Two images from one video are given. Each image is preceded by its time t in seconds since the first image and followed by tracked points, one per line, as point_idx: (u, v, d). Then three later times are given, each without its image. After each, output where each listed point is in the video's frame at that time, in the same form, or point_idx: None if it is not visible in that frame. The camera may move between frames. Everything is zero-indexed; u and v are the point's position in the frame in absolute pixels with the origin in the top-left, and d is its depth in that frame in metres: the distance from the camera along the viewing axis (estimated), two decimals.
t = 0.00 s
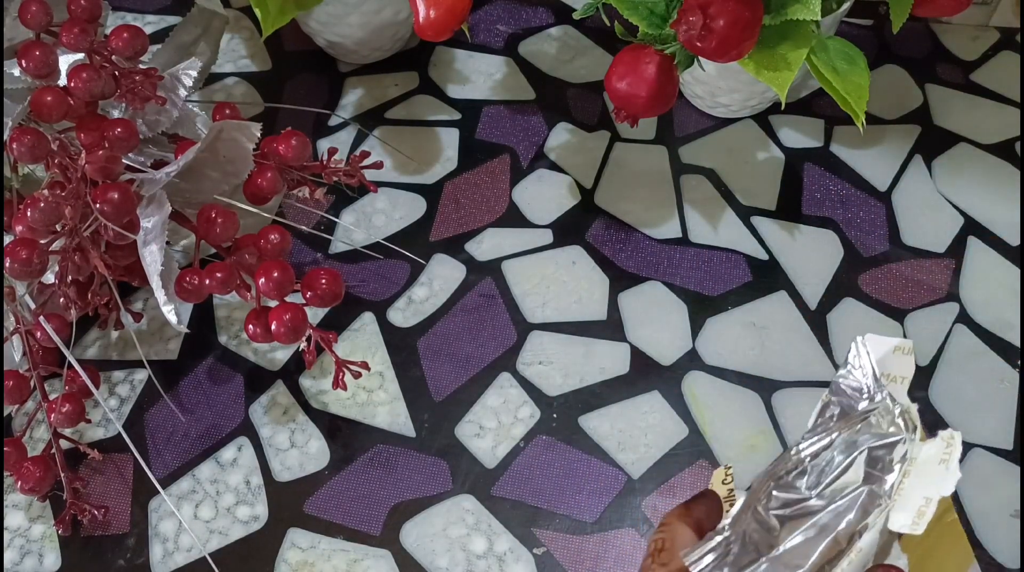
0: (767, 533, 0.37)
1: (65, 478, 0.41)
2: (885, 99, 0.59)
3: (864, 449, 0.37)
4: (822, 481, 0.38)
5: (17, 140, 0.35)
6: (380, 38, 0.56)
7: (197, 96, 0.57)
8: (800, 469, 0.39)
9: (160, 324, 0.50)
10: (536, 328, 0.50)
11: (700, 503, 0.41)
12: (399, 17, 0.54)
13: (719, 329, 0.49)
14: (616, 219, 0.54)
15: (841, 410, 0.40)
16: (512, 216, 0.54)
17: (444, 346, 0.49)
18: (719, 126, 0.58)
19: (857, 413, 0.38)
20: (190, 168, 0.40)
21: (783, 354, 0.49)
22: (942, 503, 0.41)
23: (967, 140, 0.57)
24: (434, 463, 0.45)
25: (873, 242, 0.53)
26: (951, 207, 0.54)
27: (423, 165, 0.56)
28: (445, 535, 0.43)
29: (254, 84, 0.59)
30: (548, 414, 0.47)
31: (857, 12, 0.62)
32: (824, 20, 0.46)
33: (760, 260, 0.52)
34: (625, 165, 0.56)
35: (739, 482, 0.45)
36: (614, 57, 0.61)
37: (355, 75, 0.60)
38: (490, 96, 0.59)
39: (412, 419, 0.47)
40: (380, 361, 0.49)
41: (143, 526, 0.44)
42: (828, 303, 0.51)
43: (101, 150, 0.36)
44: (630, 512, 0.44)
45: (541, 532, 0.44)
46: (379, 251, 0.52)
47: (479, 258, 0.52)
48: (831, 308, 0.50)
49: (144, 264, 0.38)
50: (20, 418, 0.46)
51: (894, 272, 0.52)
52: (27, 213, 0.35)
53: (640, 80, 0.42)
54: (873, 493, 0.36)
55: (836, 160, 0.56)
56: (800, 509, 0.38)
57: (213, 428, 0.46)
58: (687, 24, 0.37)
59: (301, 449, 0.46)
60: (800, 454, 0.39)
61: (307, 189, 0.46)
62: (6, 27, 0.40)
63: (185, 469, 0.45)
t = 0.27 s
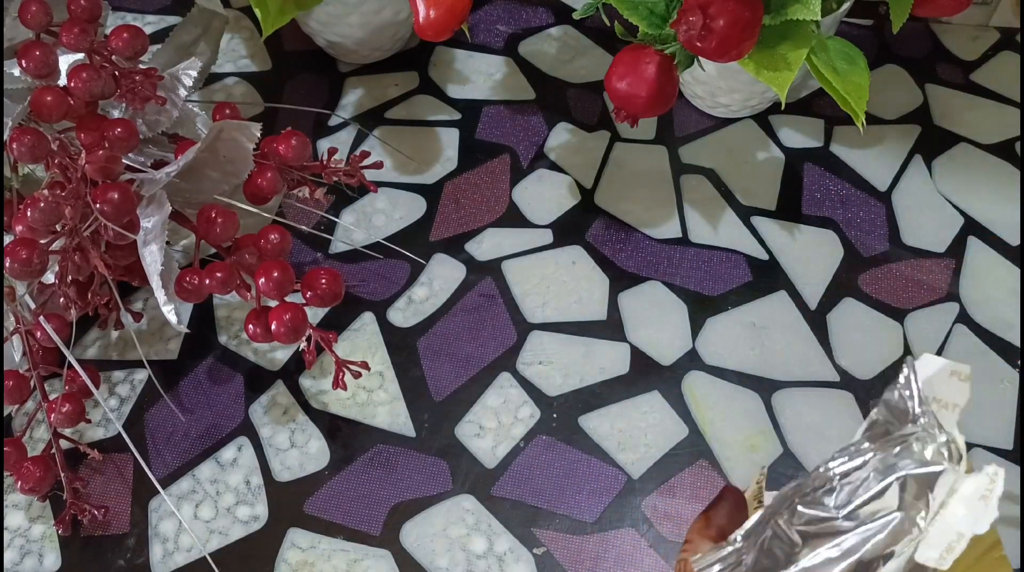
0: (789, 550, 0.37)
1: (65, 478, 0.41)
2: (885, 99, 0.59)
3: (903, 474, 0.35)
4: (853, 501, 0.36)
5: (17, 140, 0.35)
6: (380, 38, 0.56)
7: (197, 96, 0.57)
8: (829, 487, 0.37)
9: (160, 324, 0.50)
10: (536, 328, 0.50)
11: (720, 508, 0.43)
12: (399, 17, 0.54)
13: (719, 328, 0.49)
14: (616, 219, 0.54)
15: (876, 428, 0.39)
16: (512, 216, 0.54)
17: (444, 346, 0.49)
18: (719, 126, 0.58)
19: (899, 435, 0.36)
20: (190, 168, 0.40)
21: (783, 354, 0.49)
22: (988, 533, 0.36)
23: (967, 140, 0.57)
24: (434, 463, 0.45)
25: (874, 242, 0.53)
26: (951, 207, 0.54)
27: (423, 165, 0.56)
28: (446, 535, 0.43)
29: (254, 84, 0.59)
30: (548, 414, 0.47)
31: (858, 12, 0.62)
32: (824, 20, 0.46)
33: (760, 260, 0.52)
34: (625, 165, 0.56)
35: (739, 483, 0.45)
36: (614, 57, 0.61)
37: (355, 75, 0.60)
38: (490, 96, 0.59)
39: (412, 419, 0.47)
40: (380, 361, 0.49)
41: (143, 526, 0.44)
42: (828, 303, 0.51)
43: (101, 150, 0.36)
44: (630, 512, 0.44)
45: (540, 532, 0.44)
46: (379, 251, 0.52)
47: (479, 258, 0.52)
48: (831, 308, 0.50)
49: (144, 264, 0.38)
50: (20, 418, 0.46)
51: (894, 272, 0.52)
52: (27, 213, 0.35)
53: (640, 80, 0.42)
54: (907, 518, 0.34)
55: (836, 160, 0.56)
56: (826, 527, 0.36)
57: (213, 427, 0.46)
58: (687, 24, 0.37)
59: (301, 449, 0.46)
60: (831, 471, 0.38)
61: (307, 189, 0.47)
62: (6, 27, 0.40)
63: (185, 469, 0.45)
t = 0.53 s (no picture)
0: None
1: (65, 478, 0.41)
2: (885, 99, 0.59)
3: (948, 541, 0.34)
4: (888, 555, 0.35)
5: (17, 140, 0.35)
6: (380, 38, 0.56)
7: (197, 96, 0.57)
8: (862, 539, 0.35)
9: (160, 324, 0.50)
10: (536, 328, 0.50)
11: (835, 503, 0.42)
12: (399, 17, 0.54)
13: (719, 328, 0.49)
14: (616, 219, 0.54)
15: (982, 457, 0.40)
16: (512, 216, 0.54)
17: (444, 346, 0.49)
18: (719, 126, 0.58)
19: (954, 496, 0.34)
20: (190, 168, 0.40)
21: (783, 355, 0.49)
22: None
23: (967, 140, 0.57)
24: (434, 463, 0.45)
25: (874, 242, 0.53)
26: (951, 207, 0.54)
27: (423, 165, 0.56)
28: (445, 535, 0.43)
29: (254, 84, 0.59)
30: (548, 414, 0.47)
31: (858, 12, 0.62)
32: (824, 20, 0.46)
33: (760, 260, 0.52)
34: (625, 165, 0.56)
35: (739, 483, 0.45)
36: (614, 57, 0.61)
37: (355, 75, 0.60)
38: (490, 96, 0.59)
39: (412, 419, 0.47)
40: (380, 361, 0.49)
41: (143, 525, 0.44)
42: (828, 303, 0.51)
43: (101, 150, 0.36)
44: (629, 512, 0.44)
45: (540, 532, 0.44)
46: (379, 251, 0.52)
47: (479, 258, 0.52)
48: (831, 308, 0.50)
49: (144, 264, 0.38)
50: (20, 418, 0.46)
51: (894, 272, 0.52)
52: (27, 213, 0.35)
53: (640, 80, 0.42)
54: None
55: (836, 159, 0.56)
56: None
57: (213, 427, 0.46)
58: (687, 24, 0.37)
59: (301, 449, 0.46)
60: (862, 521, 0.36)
61: (307, 189, 0.47)
62: (6, 27, 0.40)
63: (186, 469, 0.45)
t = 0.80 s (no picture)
0: None
1: (65, 478, 0.41)
2: (885, 99, 0.59)
3: None
4: None
5: (17, 140, 0.35)
6: (380, 38, 0.56)
7: (197, 96, 0.57)
8: None
9: (160, 324, 0.50)
10: (536, 327, 0.50)
11: (836, 505, 0.40)
12: (399, 17, 0.54)
13: (719, 328, 0.49)
14: (616, 219, 0.54)
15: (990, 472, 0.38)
16: (512, 216, 0.54)
17: (444, 346, 0.49)
18: (719, 126, 0.58)
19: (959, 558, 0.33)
20: (190, 168, 0.40)
21: (783, 355, 0.49)
22: None
23: (967, 140, 0.57)
24: (434, 463, 0.45)
25: (874, 242, 0.53)
26: (951, 207, 0.54)
27: (423, 165, 0.56)
28: (446, 535, 0.43)
29: (254, 84, 0.59)
30: (548, 414, 0.47)
31: (858, 12, 0.62)
32: (824, 20, 0.46)
33: (760, 260, 0.52)
34: (625, 165, 0.56)
35: (739, 483, 0.45)
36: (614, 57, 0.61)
37: (355, 75, 0.60)
38: (490, 96, 0.59)
39: (412, 419, 0.47)
40: (380, 361, 0.49)
41: (143, 525, 0.44)
42: (828, 303, 0.51)
43: (101, 150, 0.36)
44: (630, 512, 0.44)
45: (540, 532, 0.44)
46: (379, 251, 0.52)
47: (479, 258, 0.52)
48: (831, 308, 0.50)
49: (144, 264, 0.38)
50: (20, 418, 0.46)
51: (894, 272, 0.52)
52: (27, 213, 0.35)
53: (640, 80, 0.42)
54: None
55: (836, 159, 0.56)
56: None
57: (213, 428, 0.46)
58: (687, 24, 0.37)
59: (301, 449, 0.46)
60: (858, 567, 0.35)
61: (307, 189, 0.47)
62: (6, 27, 0.40)
63: (185, 469, 0.45)
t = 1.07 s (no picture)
0: None
1: (65, 478, 0.41)
2: (885, 99, 0.59)
3: None
4: None
5: (17, 140, 0.35)
6: (380, 38, 0.56)
7: (197, 96, 0.57)
8: None
9: (160, 324, 0.50)
10: (536, 328, 0.50)
11: (879, 486, 0.42)
12: (399, 17, 0.54)
13: (719, 328, 0.49)
14: (616, 219, 0.54)
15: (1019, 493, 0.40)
16: (512, 216, 0.54)
17: (444, 346, 0.49)
18: (719, 126, 0.58)
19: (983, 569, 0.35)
20: (190, 168, 0.40)
21: (783, 355, 0.49)
22: None
23: (967, 140, 0.57)
24: (434, 463, 0.45)
25: (874, 242, 0.53)
26: (951, 207, 0.54)
27: (423, 165, 0.56)
28: (446, 535, 0.43)
29: (254, 84, 0.59)
30: (548, 414, 0.47)
31: (858, 12, 0.62)
32: (824, 20, 0.46)
33: (760, 260, 0.52)
34: (625, 165, 0.56)
35: (739, 483, 0.45)
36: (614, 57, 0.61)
37: (355, 75, 0.60)
38: (490, 96, 0.59)
39: (412, 419, 0.47)
40: (380, 361, 0.49)
41: (143, 525, 0.44)
42: (828, 303, 0.51)
43: (101, 150, 0.36)
44: (630, 512, 0.44)
45: (540, 532, 0.44)
46: (379, 251, 0.52)
47: (479, 258, 0.52)
48: (831, 308, 0.50)
49: (144, 264, 0.38)
50: (20, 418, 0.46)
51: (894, 272, 0.52)
52: (27, 214, 0.35)
53: (640, 80, 0.42)
54: None
55: (836, 159, 0.56)
56: None
57: (213, 427, 0.46)
58: (687, 24, 0.37)
59: (301, 449, 0.46)
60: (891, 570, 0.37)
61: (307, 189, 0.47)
62: (6, 27, 0.40)
63: (185, 469, 0.45)
